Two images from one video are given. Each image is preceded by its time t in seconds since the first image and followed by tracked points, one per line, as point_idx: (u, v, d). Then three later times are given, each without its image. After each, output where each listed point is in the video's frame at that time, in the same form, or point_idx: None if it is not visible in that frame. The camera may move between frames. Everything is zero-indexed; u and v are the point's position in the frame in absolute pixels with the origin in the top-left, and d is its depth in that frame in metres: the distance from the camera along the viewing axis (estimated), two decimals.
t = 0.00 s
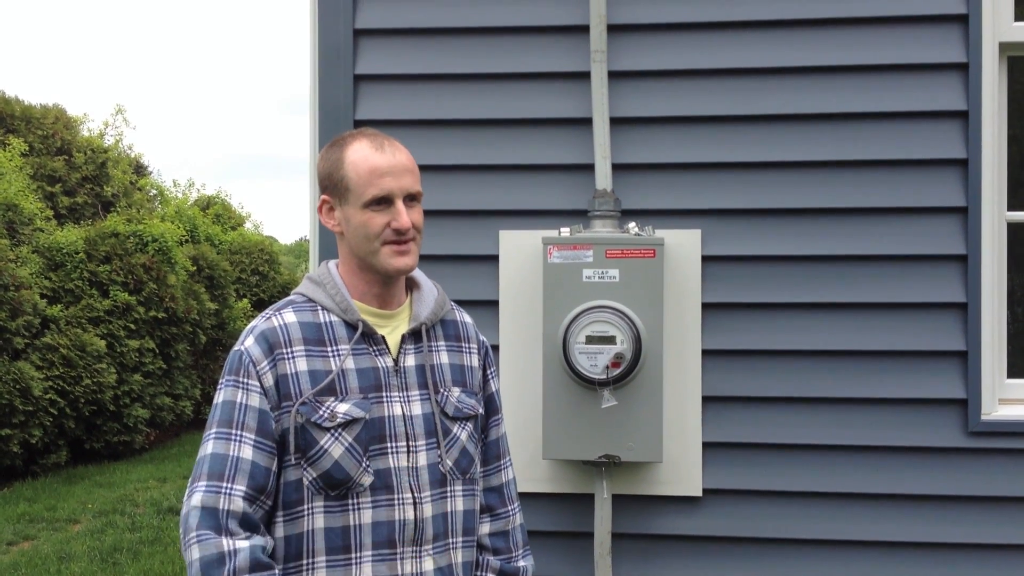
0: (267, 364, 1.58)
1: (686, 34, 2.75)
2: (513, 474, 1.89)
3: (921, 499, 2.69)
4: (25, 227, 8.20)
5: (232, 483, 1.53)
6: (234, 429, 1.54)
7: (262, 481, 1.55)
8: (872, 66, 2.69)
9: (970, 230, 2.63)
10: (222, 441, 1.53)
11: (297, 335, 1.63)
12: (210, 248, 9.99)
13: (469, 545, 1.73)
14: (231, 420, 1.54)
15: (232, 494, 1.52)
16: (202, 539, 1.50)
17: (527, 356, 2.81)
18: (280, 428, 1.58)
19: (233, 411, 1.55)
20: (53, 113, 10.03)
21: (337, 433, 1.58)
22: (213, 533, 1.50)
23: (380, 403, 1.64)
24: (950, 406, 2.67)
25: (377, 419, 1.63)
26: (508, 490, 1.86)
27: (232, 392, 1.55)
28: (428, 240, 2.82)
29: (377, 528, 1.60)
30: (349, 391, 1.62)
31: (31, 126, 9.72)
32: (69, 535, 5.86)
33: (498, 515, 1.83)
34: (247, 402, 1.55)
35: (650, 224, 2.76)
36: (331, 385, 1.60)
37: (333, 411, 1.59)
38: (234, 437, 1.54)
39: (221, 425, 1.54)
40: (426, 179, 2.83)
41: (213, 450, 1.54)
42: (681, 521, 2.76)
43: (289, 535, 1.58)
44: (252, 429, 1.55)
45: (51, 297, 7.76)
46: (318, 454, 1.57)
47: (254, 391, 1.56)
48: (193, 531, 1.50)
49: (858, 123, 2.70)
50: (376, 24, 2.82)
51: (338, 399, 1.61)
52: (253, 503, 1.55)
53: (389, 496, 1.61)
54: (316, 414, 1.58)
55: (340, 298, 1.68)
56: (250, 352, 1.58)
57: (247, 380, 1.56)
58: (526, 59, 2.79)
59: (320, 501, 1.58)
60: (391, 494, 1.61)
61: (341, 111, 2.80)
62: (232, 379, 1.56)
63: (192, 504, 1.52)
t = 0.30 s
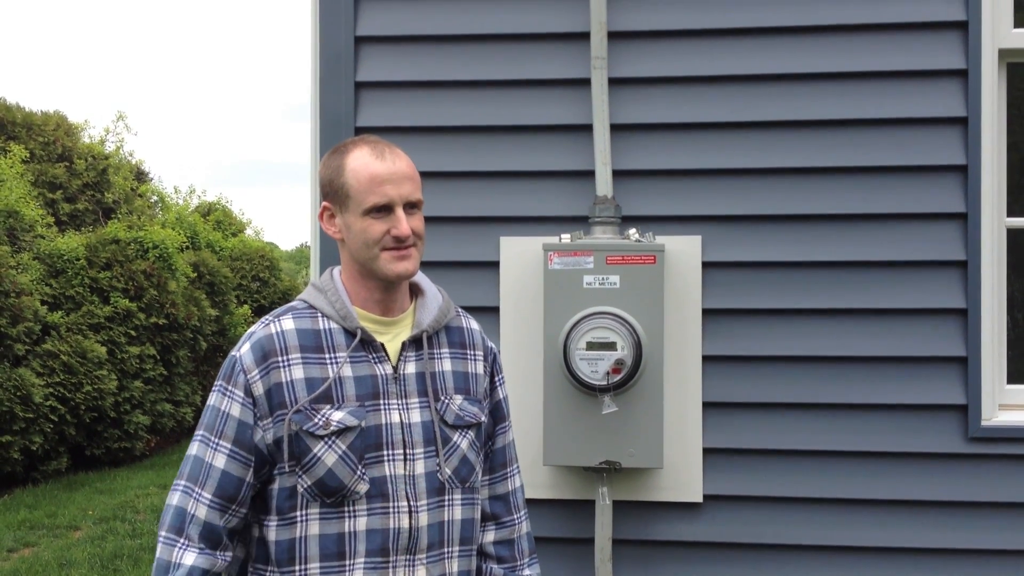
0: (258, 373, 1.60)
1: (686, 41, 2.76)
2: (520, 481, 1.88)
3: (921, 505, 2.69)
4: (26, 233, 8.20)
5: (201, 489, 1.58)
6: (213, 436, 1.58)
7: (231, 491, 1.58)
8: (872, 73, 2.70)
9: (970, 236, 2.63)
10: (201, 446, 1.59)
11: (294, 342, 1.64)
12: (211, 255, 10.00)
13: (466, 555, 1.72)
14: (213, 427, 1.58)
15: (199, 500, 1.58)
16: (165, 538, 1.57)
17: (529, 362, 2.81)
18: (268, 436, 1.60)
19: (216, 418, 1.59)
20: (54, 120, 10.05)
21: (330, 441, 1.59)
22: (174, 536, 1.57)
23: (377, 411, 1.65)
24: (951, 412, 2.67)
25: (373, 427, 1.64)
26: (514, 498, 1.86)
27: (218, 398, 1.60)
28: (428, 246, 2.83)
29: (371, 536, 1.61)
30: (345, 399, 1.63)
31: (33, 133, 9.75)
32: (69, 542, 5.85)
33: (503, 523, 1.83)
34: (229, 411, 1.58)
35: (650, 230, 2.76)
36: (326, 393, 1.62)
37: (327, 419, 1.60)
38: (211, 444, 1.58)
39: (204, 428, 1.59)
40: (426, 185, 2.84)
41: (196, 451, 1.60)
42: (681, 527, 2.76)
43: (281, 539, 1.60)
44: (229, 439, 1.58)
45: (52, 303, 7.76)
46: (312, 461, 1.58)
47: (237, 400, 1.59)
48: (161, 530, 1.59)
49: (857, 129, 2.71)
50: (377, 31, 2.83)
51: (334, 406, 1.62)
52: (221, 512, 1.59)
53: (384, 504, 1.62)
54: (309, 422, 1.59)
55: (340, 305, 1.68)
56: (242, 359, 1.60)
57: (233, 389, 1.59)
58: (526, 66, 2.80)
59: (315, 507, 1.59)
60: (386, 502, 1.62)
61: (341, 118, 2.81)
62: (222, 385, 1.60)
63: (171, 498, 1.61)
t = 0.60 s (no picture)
0: (254, 373, 1.61)
1: (684, 42, 2.77)
2: (523, 483, 1.88)
3: (919, 505, 2.70)
4: (24, 234, 8.18)
5: (200, 487, 1.57)
6: (211, 434, 1.58)
7: (229, 488, 1.59)
8: (870, 74, 2.71)
9: (968, 237, 2.64)
10: (198, 444, 1.58)
11: (290, 343, 1.64)
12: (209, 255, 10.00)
13: (463, 557, 1.72)
14: (210, 425, 1.59)
15: (199, 498, 1.57)
16: (171, 530, 1.56)
17: (528, 363, 2.82)
18: (263, 435, 1.61)
19: (213, 417, 1.59)
20: (52, 121, 10.05)
21: (324, 441, 1.58)
22: (182, 526, 1.57)
23: (372, 413, 1.65)
24: (949, 412, 2.67)
25: (368, 429, 1.64)
26: (517, 500, 1.85)
27: (215, 397, 1.60)
28: (427, 247, 2.83)
29: (366, 537, 1.61)
30: (340, 400, 1.63)
31: (31, 134, 9.74)
32: (68, 543, 5.85)
33: (505, 525, 1.83)
34: (227, 410, 1.59)
35: (649, 231, 2.77)
36: (322, 394, 1.62)
37: (322, 420, 1.60)
38: (208, 443, 1.58)
39: (201, 427, 1.59)
40: (425, 186, 2.84)
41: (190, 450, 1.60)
42: (680, 527, 2.76)
43: (275, 538, 1.60)
44: (226, 437, 1.58)
45: (50, 304, 7.75)
46: (306, 461, 1.58)
47: (233, 399, 1.60)
48: (164, 524, 1.57)
49: (855, 130, 2.72)
50: (376, 32, 2.83)
51: (329, 408, 1.62)
52: (220, 509, 1.59)
53: (380, 506, 1.62)
54: (304, 423, 1.59)
55: (338, 306, 1.69)
56: (239, 359, 1.61)
57: (230, 388, 1.60)
58: (525, 67, 2.81)
59: (310, 507, 1.60)
60: (381, 504, 1.62)
61: (340, 119, 2.82)
62: (219, 384, 1.60)
63: (167, 496, 1.59)
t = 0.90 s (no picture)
0: (253, 372, 1.61)
1: (679, 42, 2.77)
2: (517, 481, 1.88)
3: (914, 504, 2.70)
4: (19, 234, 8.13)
5: (211, 490, 1.57)
6: (215, 437, 1.58)
7: (239, 489, 1.59)
8: (865, 74, 2.71)
9: (963, 237, 2.64)
10: (204, 448, 1.58)
11: (286, 342, 1.64)
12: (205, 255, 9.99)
13: (459, 554, 1.72)
14: (214, 427, 1.58)
15: (210, 502, 1.57)
16: (177, 543, 1.55)
17: (523, 363, 2.82)
18: (264, 435, 1.60)
19: (216, 419, 1.59)
20: (47, 121, 10.03)
21: (321, 440, 1.59)
22: (188, 539, 1.56)
23: (369, 411, 1.65)
24: (943, 411, 2.68)
25: (364, 427, 1.64)
26: (511, 498, 1.86)
27: (216, 399, 1.60)
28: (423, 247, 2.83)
29: (363, 536, 1.61)
30: (336, 399, 1.63)
31: (26, 133, 9.72)
32: (63, 543, 5.84)
33: (499, 523, 1.83)
34: (229, 411, 1.59)
35: (644, 231, 2.77)
36: (319, 393, 1.62)
37: (319, 418, 1.60)
38: (215, 446, 1.58)
39: (204, 431, 1.59)
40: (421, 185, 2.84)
41: (195, 454, 1.59)
42: (675, 526, 2.76)
43: (273, 538, 1.60)
44: (233, 438, 1.58)
45: (45, 304, 7.73)
46: (303, 460, 1.59)
47: (236, 400, 1.59)
48: (172, 535, 1.56)
49: (850, 130, 2.72)
50: (372, 32, 2.83)
51: (326, 406, 1.62)
52: (231, 511, 1.59)
53: (376, 505, 1.62)
54: (300, 422, 1.59)
55: (333, 305, 1.69)
56: (236, 359, 1.61)
57: (231, 389, 1.60)
58: (521, 67, 2.81)
59: (307, 507, 1.60)
60: (378, 502, 1.62)
61: (336, 118, 2.82)
62: (218, 387, 1.60)
63: (175, 504, 1.58)
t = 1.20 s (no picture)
0: (250, 371, 1.60)
1: (678, 39, 2.76)
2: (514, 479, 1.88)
3: (913, 501, 2.70)
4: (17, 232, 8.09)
5: (212, 489, 1.57)
6: (214, 436, 1.58)
7: (239, 487, 1.59)
8: (864, 71, 2.71)
9: (962, 234, 2.64)
10: (202, 447, 1.57)
11: (283, 341, 1.64)
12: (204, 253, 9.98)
13: (458, 552, 1.72)
14: (213, 427, 1.58)
15: (211, 501, 1.57)
16: (179, 543, 1.55)
17: (522, 361, 2.82)
18: (261, 434, 1.60)
19: (215, 418, 1.58)
20: (46, 119, 10.02)
21: (319, 439, 1.59)
22: (190, 538, 1.55)
23: (366, 409, 1.65)
24: (942, 408, 2.68)
25: (362, 425, 1.64)
26: (508, 495, 1.86)
27: (213, 398, 1.59)
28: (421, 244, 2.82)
29: (362, 534, 1.61)
30: (334, 398, 1.63)
31: (24, 131, 9.70)
32: (62, 540, 5.84)
33: (496, 520, 1.83)
34: (228, 410, 1.58)
35: (643, 228, 2.77)
36: (316, 391, 1.62)
37: (316, 417, 1.60)
38: (215, 444, 1.58)
39: (202, 430, 1.58)
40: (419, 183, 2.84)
41: (193, 454, 1.59)
42: (674, 524, 2.76)
43: (271, 537, 1.60)
44: (232, 437, 1.58)
45: (44, 302, 7.72)
46: (301, 459, 1.58)
47: (234, 398, 1.59)
48: (172, 535, 1.55)
49: (849, 127, 2.72)
50: (370, 29, 2.83)
51: (323, 405, 1.62)
52: (232, 509, 1.59)
53: (375, 503, 1.62)
54: (298, 420, 1.59)
55: (328, 303, 1.68)
56: (233, 358, 1.60)
57: (229, 388, 1.59)
58: (519, 64, 2.80)
59: (305, 506, 1.59)
60: (376, 500, 1.62)
61: (334, 116, 2.81)
62: (216, 385, 1.59)
63: (174, 505, 1.57)
